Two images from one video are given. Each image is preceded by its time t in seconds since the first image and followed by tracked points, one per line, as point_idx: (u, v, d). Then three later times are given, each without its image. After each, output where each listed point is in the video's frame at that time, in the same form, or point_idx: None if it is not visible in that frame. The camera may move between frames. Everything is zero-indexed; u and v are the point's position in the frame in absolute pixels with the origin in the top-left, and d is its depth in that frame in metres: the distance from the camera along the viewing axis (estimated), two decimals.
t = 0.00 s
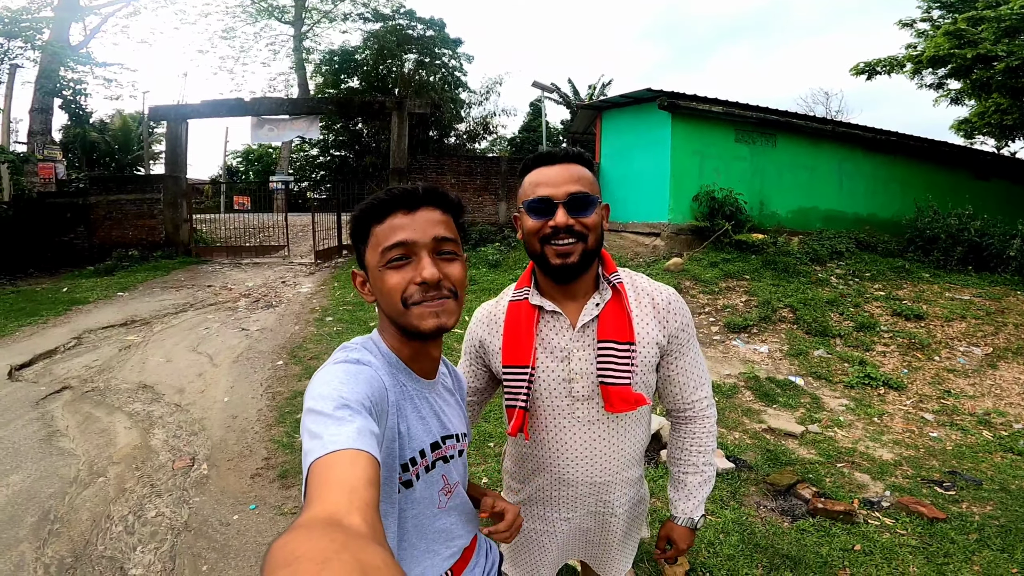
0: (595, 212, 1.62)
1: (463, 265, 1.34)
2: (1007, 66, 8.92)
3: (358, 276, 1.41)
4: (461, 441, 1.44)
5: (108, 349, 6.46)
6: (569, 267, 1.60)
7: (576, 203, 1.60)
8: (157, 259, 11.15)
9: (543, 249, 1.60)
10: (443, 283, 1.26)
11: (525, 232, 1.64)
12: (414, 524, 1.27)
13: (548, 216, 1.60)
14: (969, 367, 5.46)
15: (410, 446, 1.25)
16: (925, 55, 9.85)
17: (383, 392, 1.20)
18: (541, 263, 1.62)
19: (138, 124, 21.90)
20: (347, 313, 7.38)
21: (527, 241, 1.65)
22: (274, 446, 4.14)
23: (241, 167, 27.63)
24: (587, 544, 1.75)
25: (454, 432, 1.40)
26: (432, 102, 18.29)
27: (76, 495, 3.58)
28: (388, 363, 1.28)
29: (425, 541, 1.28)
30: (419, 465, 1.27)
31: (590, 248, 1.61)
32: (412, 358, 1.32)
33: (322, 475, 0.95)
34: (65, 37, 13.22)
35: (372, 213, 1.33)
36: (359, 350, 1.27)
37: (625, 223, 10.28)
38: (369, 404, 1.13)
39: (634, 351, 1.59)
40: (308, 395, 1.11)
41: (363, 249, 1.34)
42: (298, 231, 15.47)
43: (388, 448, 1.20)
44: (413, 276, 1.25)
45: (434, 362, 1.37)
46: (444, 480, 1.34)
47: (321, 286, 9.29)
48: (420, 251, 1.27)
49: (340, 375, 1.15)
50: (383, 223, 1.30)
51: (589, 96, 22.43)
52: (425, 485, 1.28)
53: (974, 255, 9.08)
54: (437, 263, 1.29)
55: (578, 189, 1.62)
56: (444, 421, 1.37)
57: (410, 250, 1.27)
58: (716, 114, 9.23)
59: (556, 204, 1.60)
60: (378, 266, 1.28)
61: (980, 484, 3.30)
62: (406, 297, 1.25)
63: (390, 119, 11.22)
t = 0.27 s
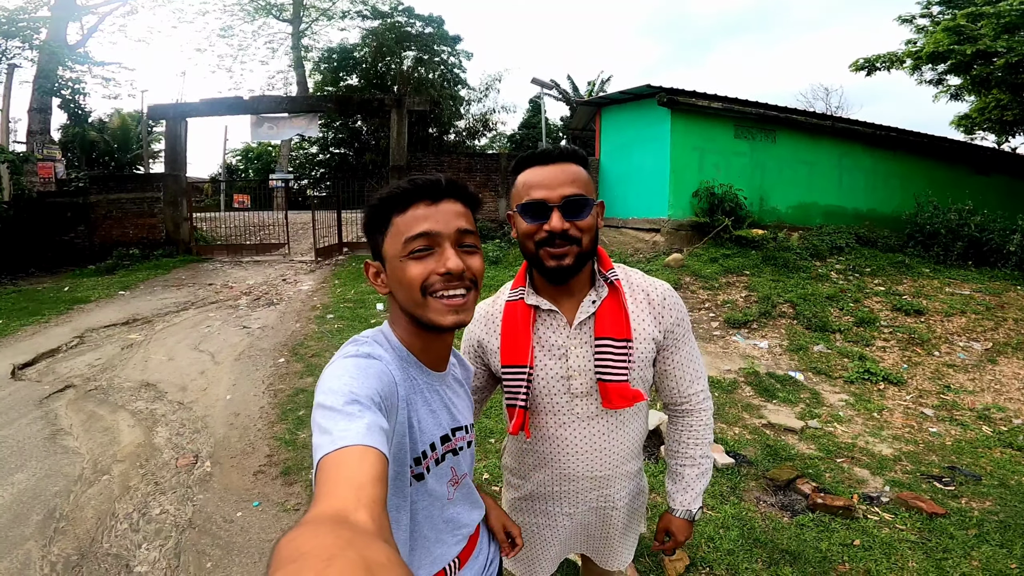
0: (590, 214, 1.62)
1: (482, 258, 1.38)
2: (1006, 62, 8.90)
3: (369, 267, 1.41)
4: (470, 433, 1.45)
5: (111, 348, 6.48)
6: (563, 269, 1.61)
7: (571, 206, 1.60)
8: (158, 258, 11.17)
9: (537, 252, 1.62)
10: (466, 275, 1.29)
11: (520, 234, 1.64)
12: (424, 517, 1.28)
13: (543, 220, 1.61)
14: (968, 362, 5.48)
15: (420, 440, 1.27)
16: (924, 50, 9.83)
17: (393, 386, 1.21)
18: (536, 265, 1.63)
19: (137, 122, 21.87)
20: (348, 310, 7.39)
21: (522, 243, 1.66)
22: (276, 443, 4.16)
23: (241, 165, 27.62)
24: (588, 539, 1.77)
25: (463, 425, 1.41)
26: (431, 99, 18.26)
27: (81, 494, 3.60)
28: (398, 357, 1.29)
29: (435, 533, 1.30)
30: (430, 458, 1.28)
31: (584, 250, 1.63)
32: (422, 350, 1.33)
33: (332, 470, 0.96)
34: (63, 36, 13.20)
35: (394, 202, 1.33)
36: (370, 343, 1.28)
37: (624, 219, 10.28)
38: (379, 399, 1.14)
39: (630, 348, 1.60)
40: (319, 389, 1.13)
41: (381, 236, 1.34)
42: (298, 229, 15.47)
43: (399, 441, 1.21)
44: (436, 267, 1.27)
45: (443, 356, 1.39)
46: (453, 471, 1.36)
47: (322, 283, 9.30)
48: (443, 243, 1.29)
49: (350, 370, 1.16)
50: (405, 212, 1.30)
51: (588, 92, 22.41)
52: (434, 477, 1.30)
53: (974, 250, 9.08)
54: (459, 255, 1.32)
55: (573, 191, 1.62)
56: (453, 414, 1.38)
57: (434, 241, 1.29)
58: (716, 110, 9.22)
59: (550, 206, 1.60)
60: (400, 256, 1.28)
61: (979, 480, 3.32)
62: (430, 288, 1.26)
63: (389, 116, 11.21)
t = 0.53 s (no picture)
0: (591, 212, 1.62)
1: (485, 264, 1.35)
2: (1007, 64, 8.90)
3: (373, 266, 1.39)
4: (471, 434, 1.44)
5: (110, 348, 6.47)
6: (564, 267, 1.60)
7: (572, 203, 1.60)
8: (158, 258, 11.17)
9: (537, 250, 1.60)
10: (466, 282, 1.28)
11: (519, 231, 1.63)
12: (422, 518, 1.27)
13: (544, 217, 1.59)
14: (969, 365, 5.46)
15: (422, 440, 1.25)
16: (925, 52, 9.82)
17: (396, 386, 1.20)
18: (536, 263, 1.62)
19: (138, 123, 21.90)
20: (348, 311, 7.39)
21: (521, 241, 1.64)
22: (274, 444, 4.14)
23: (242, 167, 27.66)
24: (583, 543, 1.76)
25: (464, 425, 1.40)
26: (432, 101, 18.27)
27: (78, 494, 3.59)
28: (400, 358, 1.27)
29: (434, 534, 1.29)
30: (431, 459, 1.27)
31: (584, 248, 1.61)
32: (425, 350, 1.32)
33: (334, 469, 0.95)
34: (65, 37, 13.22)
35: (396, 206, 1.31)
36: (373, 343, 1.26)
37: (625, 221, 10.27)
38: (381, 399, 1.13)
39: (628, 351, 1.59)
40: (322, 388, 1.12)
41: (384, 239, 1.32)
42: (298, 230, 15.47)
43: (400, 442, 1.20)
44: (435, 274, 1.26)
45: (447, 356, 1.38)
46: (453, 472, 1.34)
47: (322, 284, 9.30)
48: (444, 250, 1.28)
49: (353, 369, 1.15)
50: (407, 216, 1.29)
51: (589, 94, 22.43)
52: (434, 478, 1.29)
53: (974, 252, 9.07)
54: (460, 262, 1.30)
55: (575, 188, 1.61)
56: (455, 415, 1.37)
57: (434, 247, 1.27)
58: (716, 112, 9.22)
59: (552, 203, 1.59)
60: (400, 261, 1.27)
61: (979, 482, 3.30)
62: (428, 295, 1.26)
63: (390, 117, 11.21)
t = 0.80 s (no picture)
0: (597, 211, 1.61)
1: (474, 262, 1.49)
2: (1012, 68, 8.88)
3: (393, 255, 1.27)
4: (463, 429, 1.43)
5: (112, 347, 6.47)
6: (566, 266, 1.59)
7: (578, 200, 1.59)
8: (161, 258, 11.19)
9: (541, 246, 1.59)
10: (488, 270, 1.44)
11: (525, 227, 1.61)
12: (414, 514, 1.27)
13: (549, 213, 1.58)
14: (971, 370, 5.42)
15: (409, 438, 1.24)
16: (929, 56, 9.81)
17: (377, 385, 1.18)
18: (539, 260, 1.61)
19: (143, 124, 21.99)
20: (349, 312, 7.39)
21: (525, 238, 1.63)
22: (273, 444, 4.14)
23: (246, 168, 27.74)
24: (579, 548, 1.74)
25: (455, 421, 1.38)
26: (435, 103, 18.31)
27: (76, 492, 3.58)
28: (385, 356, 1.26)
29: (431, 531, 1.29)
30: (420, 457, 1.26)
31: (588, 248, 1.60)
32: (422, 346, 1.32)
33: (319, 470, 0.94)
34: (71, 37, 13.30)
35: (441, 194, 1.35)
36: (354, 344, 1.24)
37: (627, 224, 10.25)
38: (363, 398, 1.11)
39: (629, 354, 1.58)
40: (302, 391, 1.10)
41: (428, 223, 1.29)
42: (301, 231, 15.49)
43: (386, 441, 1.19)
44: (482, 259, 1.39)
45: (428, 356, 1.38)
46: (446, 470, 1.33)
47: (323, 285, 9.31)
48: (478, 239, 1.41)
49: (332, 370, 1.13)
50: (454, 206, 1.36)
51: (592, 97, 22.46)
52: (426, 475, 1.28)
53: (978, 257, 9.03)
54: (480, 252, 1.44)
55: (580, 187, 1.60)
56: (444, 411, 1.35)
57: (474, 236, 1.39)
58: (719, 116, 9.21)
59: (558, 200, 1.58)
60: (462, 244, 1.32)
61: (980, 487, 3.28)
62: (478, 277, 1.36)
63: (393, 119, 11.23)
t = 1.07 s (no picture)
0: (614, 213, 1.63)
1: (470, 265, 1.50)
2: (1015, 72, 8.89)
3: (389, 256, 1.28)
4: (463, 435, 1.44)
5: (115, 347, 6.50)
6: (585, 267, 1.61)
7: (596, 202, 1.61)
8: (164, 258, 11.23)
9: (559, 248, 1.61)
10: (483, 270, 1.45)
11: (542, 229, 1.64)
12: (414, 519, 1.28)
13: (567, 215, 1.60)
14: (973, 374, 5.43)
15: (409, 444, 1.26)
16: (933, 60, 9.82)
17: (377, 392, 1.20)
18: (556, 262, 1.63)
19: (147, 124, 22.06)
20: (351, 313, 7.42)
21: (542, 239, 1.65)
22: (277, 444, 4.16)
23: (249, 169, 27.80)
24: (587, 548, 1.76)
25: (454, 427, 1.39)
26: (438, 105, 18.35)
27: (80, 491, 3.61)
28: (386, 363, 1.28)
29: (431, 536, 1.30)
30: (420, 462, 1.27)
31: (605, 249, 1.63)
32: (423, 349, 1.34)
33: (316, 478, 0.95)
34: (77, 37, 13.36)
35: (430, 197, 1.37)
36: (355, 350, 1.26)
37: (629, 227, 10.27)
38: (362, 405, 1.13)
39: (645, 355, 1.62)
40: (302, 397, 1.12)
41: (421, 225, 1.31)
42: (304, 232, 15.52)
43: (386, 447, 1.21)
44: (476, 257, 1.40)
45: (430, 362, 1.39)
46: (445, 476, 1.34)
47: (326, 286, 9.34)
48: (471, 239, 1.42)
49: (332, 377, 1.14)
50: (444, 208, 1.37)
51: (594, 100, 22.50)
52: (425, 481, 1.29)
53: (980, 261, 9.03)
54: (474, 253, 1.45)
55: (599, 189, 1.63)
56: (443, 418, 1.37)
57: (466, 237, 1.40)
58: (722, 119, 9.24)
59: (576, 202, 1.61)
60: (455, 242, 1.33)
61: (982, 490, 3.29)
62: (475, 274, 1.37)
63: (396, 121, 11.27)
